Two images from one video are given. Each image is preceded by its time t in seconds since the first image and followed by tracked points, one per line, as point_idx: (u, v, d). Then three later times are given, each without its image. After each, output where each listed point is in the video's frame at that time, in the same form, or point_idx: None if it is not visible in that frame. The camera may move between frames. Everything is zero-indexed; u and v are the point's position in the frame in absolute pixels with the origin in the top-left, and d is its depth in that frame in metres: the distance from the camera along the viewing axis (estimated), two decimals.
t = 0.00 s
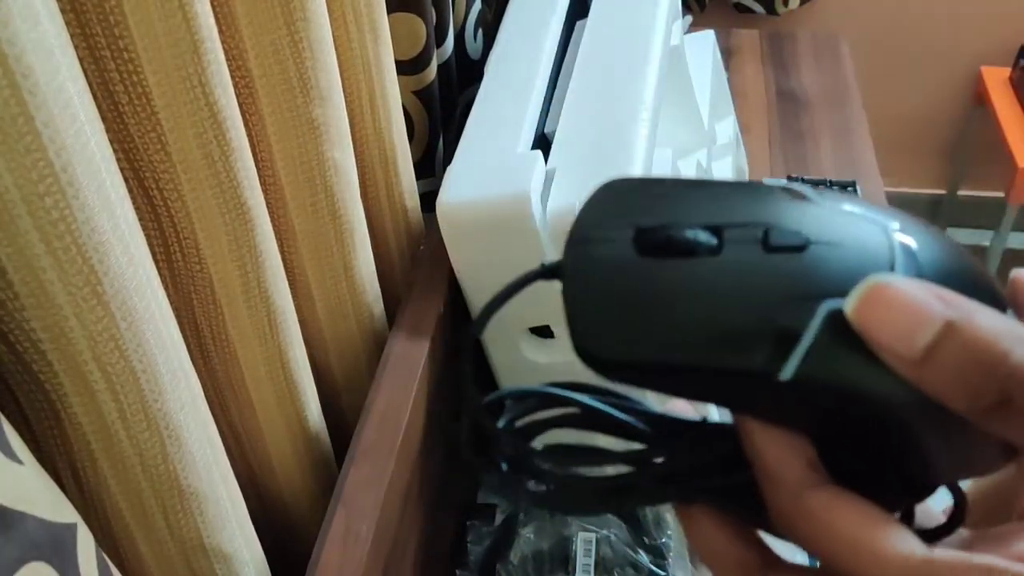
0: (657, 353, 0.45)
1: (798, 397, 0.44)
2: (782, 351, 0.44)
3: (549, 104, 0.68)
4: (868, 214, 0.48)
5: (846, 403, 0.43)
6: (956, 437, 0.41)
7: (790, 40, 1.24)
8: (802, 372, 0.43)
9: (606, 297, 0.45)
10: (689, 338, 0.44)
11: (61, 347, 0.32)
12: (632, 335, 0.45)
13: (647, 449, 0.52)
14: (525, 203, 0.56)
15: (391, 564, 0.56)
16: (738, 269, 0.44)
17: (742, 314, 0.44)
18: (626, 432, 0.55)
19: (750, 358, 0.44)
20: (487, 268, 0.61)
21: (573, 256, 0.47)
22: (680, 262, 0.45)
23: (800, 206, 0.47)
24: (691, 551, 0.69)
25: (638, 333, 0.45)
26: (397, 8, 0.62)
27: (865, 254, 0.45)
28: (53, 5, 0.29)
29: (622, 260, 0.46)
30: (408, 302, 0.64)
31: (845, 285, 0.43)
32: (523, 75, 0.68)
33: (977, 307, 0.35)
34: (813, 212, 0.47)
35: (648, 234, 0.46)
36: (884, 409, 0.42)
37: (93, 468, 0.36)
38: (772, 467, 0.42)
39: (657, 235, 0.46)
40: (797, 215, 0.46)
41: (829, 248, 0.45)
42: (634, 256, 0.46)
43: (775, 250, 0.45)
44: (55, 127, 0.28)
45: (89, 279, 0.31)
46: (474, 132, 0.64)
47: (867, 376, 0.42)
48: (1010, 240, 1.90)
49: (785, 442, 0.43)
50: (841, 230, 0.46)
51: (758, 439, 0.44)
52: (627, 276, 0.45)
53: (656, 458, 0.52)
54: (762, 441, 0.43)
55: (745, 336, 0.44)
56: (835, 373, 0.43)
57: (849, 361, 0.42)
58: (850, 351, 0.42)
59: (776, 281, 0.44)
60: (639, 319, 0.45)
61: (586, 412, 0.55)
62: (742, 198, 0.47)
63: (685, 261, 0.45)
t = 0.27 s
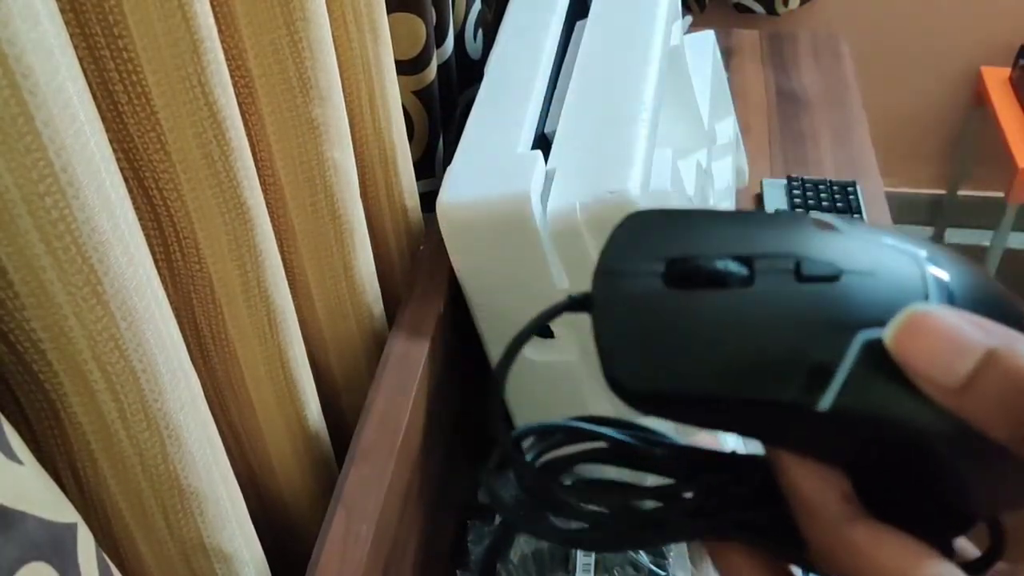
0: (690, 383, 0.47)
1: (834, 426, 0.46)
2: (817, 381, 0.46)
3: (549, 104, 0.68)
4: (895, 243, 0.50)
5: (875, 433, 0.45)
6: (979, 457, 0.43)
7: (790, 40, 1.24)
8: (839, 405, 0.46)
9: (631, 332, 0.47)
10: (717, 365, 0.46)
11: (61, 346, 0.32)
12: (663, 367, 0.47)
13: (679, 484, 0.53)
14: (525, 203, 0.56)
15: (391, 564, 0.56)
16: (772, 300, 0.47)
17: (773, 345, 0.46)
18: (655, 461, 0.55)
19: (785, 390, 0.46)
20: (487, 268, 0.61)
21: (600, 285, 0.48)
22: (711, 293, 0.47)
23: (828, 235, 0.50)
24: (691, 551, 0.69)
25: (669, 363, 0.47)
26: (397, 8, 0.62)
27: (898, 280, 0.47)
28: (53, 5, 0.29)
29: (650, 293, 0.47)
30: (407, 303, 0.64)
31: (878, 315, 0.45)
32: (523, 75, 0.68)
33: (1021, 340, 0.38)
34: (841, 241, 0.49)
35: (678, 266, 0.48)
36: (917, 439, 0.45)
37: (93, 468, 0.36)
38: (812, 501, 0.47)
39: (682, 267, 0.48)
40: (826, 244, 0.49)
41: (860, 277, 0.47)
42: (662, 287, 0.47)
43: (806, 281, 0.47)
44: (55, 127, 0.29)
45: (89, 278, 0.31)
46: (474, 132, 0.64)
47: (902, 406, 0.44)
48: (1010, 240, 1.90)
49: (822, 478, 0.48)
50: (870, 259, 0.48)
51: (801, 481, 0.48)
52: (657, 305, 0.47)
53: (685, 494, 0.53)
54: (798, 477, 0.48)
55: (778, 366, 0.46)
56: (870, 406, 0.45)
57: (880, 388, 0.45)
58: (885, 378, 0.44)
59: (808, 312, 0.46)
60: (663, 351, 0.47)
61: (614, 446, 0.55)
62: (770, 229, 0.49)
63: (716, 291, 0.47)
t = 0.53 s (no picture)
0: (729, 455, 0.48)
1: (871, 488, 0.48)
2: (852, 445, 0.47)
3: (548, 104, 0.68)
4: (924, 277, 0.50)
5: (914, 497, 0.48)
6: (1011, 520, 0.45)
7: (790, 40, 1.24)
8: (870, 474, 0.48)
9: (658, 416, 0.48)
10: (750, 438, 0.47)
11: (61, 347, 0.32)
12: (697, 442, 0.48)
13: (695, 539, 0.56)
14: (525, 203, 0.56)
15: (391, 565, 0.56)
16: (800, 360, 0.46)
17: (801, 409, 0.46)
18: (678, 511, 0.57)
19: (821, 453, 0.47)
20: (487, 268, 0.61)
21: (615, 348, 0.48)
22: (738, 352, 0.47)
23: (858, 276, 0.49)
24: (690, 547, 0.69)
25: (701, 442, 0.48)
26: (397, 8, 0.62)
27: (934, 332, 0.46)
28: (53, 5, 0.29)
29: (675, 359, 0.47)
30: (407, 303, 0.64)
31: (911, 376, 0.45)
32: (523, 75, 0.68)
33: None
34: (871, 282, 0.48)
35: (700, 321, 0.47)
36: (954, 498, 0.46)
37: (93, 468, 0.36)
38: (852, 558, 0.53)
39: (704, 327, 0.47)
40: (856, 290, 0.48)
41: (893, 330, 0.46)
42: (686, 349, 0.47)
43: (834, 337, 0.46)
44: (55, 127, 0.29)
45: (89, 279, 0.31)
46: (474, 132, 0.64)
47: (942, 469, 0.46)
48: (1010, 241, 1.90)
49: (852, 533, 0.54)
50: (902, 306, 0.47)
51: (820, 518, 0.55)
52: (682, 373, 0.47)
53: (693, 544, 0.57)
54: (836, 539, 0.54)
55: (810, 439, 0.47)
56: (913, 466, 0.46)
57: (909, 454, 0.46)
58: (917, 446, 0.46)
59: (839, 371, 0.46)
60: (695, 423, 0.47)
61: (628, 489, 0.56)
62: (798, 275, 0.48)
63: (742, 351, 0.47)
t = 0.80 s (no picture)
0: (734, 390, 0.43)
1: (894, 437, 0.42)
2: (879, 383, 0.41)
3: (548, 104, 0.68)
4: (956, 203, 0.42)
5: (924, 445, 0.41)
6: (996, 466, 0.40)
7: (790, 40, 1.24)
8: (901, 413, 0.41)
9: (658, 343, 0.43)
10: (760, 366, 0.42)
11: (61, 349, 0.32)
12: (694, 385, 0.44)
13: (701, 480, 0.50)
14: (524, 203, 0.56)
15: (391, 565, 0.56)
16: (823, 295, 0.40)
17: (828, 343, 0.41)
18: (678, 453, 0.54)
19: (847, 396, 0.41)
20: (487, 269, 0.61)
21: (626, 275, 0.43)
22: (747, 281, 0.42)
23: (895, 206, 0.41)
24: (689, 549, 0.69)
25: (706, 378, 0.43)
26: (397, 9, 0.62)
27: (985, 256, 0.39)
28: (54, 6, 0.29)
29: (680, 283, 0.42)
30: (407, 304, 0.64)
31: (943, 309, 0.39)
32: (524, 75, 0.68)
33: None
34: (903, 212, 0.41)
35: (708, 248, 0.42)
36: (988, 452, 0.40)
37: (93, 468, 0.36)
38: (858, 506, 0.45)
39: (716, 249, 0.42)
40: (891, 218, 0.40)
41: (931, 261, 0.39)
42: (700, 276, 0.42)
43: (867, 265, 0.40)
44: (55, 129, 0.29)
45: (89, 280, 0.31)
46: (474, 132, 0.64)
47: (969, 413, 0.39)
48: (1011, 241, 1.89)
49: (872, 483, 0.44)
50: (947, 237, 0.40)
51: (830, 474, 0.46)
52: (686, 300, 0.42)
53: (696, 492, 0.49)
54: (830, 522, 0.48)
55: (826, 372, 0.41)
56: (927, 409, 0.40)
57: (948, 396, 0.39)
58: (957, 383, 0.39)
59: (862, 304, 0.40)
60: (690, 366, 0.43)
61: (626, 432, 0.54)
62: (826, 191, 0.42)
63: (753, 278, 0.41)
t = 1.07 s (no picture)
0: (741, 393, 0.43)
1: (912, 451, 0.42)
2: (906, 386, 0.40)
3: (548, 104, 0.67)
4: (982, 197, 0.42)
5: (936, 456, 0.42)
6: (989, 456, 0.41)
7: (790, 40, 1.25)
8: (919, 430, 0.41)
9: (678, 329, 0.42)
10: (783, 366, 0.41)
11: (61, 349, 0.32)
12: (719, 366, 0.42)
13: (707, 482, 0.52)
14: (524, 203, 0.56)
15: (391, 566, 0.56)
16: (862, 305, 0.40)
17: (840, 340, 0.40)
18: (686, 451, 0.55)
19: (859, 417, 0.42)
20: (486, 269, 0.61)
21: (638, 272, 0.42)
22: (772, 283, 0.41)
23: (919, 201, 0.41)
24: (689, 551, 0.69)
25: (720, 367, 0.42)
26: (397, 10, 0.62)
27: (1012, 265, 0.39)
28: (53, 6, 0.29)
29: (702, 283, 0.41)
30: (407, 304, 0.64)
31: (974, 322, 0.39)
32: (523, 76, 0.68)
33: None
34: (934, 209, 0.41)
35: (731, 247, 0.41)
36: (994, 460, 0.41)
37: (93, 468, 0.36)
38: (872, 514, 0.46)
39: (740, 248, 0.41)
40: (920, 216, 0.40)
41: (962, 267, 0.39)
42: (719, 277, 0.41)
43: (896, 273, 0.40)
44: (54, 128, 0.29)
45: (89, 280, 0.31)
46: (473, 133, 0.64)
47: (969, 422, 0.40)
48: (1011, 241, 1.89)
49: (887, 498, 0.45)
50: (979, 237, 0.40)
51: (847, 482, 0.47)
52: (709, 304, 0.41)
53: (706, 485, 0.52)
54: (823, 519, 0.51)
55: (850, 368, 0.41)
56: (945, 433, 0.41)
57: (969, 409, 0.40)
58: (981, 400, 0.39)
59: (889, 307, 0.39)
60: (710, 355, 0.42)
61: (639, 426, 0.55)
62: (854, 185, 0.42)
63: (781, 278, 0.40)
